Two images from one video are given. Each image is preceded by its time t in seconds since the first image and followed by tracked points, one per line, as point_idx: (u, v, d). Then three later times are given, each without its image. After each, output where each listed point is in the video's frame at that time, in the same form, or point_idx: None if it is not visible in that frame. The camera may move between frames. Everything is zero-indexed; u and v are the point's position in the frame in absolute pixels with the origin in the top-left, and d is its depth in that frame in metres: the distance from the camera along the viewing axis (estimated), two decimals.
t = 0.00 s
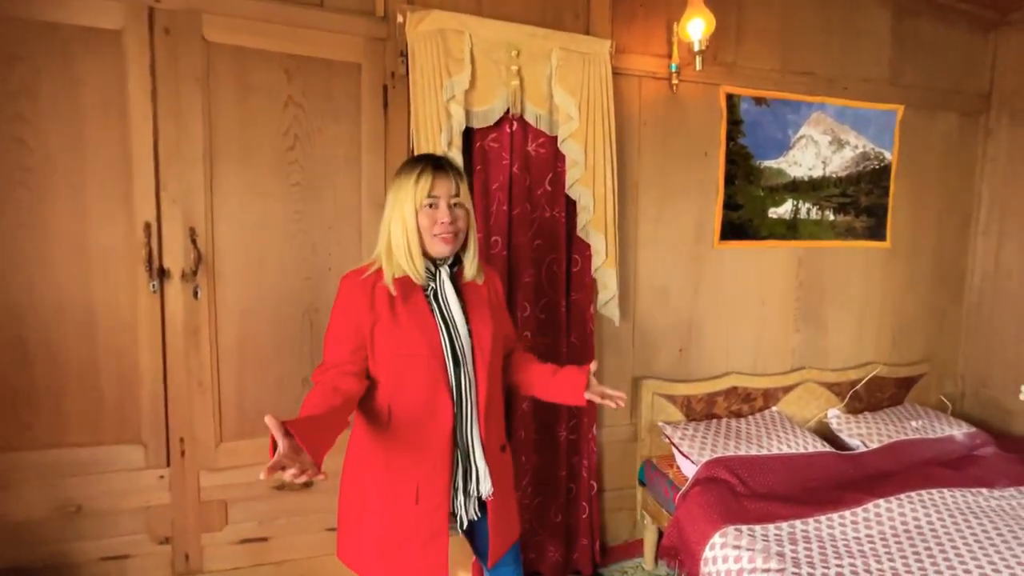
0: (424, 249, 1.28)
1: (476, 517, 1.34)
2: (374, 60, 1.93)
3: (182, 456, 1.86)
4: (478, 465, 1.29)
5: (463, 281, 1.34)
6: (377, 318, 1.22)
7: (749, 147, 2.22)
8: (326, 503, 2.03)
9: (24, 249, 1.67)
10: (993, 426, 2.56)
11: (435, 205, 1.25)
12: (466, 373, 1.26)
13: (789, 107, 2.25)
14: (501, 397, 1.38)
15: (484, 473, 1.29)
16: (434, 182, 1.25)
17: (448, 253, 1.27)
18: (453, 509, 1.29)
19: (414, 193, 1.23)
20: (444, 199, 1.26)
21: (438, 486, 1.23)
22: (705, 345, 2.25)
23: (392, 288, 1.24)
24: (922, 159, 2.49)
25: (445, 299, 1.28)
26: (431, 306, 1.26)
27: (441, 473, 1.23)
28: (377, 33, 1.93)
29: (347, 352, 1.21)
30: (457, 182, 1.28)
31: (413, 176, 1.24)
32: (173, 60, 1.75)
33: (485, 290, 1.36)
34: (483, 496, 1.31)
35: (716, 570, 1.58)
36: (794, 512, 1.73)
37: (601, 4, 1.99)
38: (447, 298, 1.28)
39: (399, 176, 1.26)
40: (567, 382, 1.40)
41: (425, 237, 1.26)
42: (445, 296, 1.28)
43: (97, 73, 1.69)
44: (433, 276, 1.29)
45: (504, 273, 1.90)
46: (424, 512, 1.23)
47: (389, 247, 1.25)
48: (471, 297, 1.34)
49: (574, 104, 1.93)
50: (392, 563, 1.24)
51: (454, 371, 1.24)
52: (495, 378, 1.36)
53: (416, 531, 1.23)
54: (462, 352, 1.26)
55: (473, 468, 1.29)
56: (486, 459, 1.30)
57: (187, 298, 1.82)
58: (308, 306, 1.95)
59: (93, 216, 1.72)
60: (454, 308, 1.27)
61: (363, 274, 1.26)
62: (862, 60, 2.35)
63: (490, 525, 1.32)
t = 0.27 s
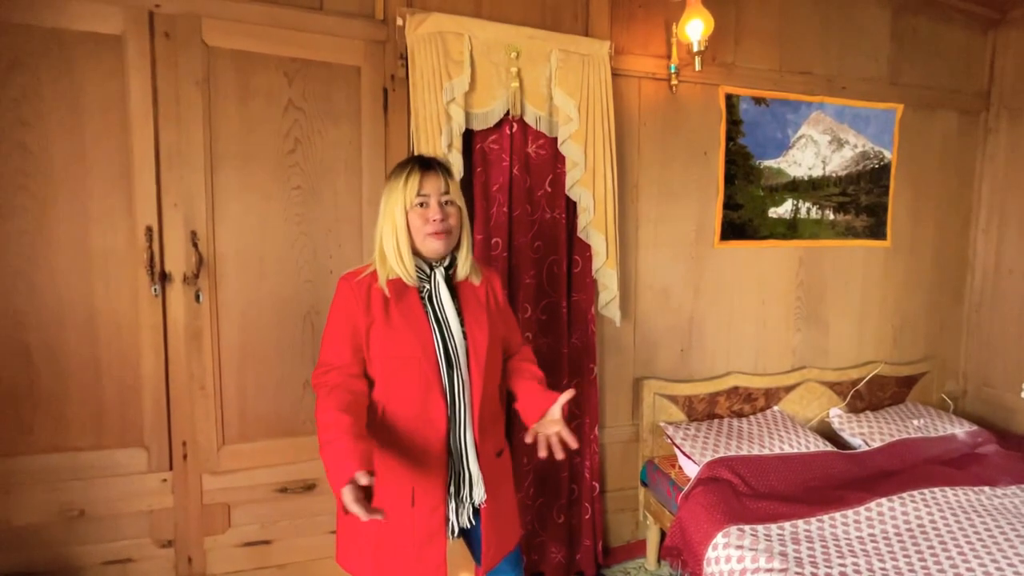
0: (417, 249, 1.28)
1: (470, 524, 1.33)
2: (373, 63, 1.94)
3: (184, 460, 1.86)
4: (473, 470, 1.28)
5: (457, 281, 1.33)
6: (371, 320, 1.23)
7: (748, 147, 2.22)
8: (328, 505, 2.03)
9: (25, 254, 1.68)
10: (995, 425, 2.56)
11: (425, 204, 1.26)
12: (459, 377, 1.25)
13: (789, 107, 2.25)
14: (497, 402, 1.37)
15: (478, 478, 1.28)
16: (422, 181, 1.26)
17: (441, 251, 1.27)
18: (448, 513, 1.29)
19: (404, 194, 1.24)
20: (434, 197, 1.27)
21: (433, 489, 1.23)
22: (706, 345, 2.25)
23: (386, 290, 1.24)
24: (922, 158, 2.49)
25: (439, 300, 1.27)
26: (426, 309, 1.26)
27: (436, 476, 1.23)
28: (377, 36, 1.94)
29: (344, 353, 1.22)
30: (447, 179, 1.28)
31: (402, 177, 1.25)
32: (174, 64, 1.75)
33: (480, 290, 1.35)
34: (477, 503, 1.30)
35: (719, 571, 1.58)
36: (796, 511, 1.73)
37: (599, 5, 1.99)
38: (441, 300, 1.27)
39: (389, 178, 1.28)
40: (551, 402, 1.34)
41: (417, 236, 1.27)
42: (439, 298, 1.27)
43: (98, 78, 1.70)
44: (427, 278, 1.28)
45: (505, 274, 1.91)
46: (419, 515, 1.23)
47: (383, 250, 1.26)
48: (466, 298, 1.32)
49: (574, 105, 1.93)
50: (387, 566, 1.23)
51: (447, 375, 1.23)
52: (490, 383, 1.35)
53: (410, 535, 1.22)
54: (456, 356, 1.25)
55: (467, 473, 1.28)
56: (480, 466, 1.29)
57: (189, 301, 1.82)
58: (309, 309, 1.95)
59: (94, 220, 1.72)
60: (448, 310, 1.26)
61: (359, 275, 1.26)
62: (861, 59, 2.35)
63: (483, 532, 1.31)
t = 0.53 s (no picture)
0: (410, 253, 1.31)
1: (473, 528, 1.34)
2: (373, 67, 1.95)
3: (186, 465, 1.86)
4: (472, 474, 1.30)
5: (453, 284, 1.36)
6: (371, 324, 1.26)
7: (747, 148, 2.22)
8: (330, 509, 2.03)
9: (28, 260, 1.69)
10: (997, 424, 2.55)
11: (412, 206, 1.29)
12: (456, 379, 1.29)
13: (787, 108, 2.25)
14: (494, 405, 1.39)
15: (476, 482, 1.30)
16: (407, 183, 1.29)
17: (431, 251, 1.30)
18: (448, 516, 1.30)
19: (389, 199, 1.28)
20: (420, 198, 1.29)
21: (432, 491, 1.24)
22: (707, 347, 2.25)
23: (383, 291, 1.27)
24: (921, 158, 2.49)
25: (437, 303, 1.30)
26: (425, 311, 1.29)
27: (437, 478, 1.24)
28: (377, 41, 1.95)
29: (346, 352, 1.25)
30: (431, 179, 1.31)
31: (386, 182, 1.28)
32: (174, 71, 1.76)
33: (476, 292, 1.38)
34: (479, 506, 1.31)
35: (721, 573, 1.58)
36: (797, 513, 1.72)
37: (597, 8, 2.00)
38: (438, 302, 1.30)
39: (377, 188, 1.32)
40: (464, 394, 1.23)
41: (408, 238, 1.29)
42: (436, 300, 1.30)
43: (99, 85, 1.71)
44: (423, 281, 1.32)
45: (505, 277, 1.91)
46: (419, 518, 1.24)
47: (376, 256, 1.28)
48: (462, 300, 1.35)
49: (573, 108, 1.93)
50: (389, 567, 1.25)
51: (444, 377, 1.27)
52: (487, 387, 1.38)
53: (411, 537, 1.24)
54: (453, 357, 1.28)
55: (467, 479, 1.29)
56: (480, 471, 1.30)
57: (190, 307, 1.83)
58: (309, 313, 1.96)
59: (96, 226, 1.73)
60: (445, 312, 1.29)
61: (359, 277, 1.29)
62: (860, 60, 2.35)
63: (481, 538, 1.32)
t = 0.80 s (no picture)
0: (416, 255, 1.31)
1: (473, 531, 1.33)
2: (372, 69, 1.95)
3: (187, 467, 1.86)
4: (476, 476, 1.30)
5: (458, 286, 1.35)
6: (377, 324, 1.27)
7: (747, 149, 2.22)
8: (330, 511, 2.03)
9: (28, 263, 1.69)
10: (998, 425, 2.54)
11: (417, 206, 1.29)
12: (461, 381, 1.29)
13: (787, 109, 2.25)
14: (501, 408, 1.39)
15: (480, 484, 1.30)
16: (413, 184, 1.30)
17: (437, 253, 1.29)
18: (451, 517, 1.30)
19: (394, 200, 1.29)
20: (425, 199, 1.29)
21: (436, 492, 1.24)
22: (708, 348, 2.25)
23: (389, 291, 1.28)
24: (921, 158, 2.49)
25: (442, 305, 1.31)
26: (431, 312, 1.29)
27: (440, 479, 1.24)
28: (377, 43, 1.95)
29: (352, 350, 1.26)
30: (437, 180, 1.31)
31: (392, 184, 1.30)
32: (174, 73, 1.76)
33: (483, 295, 1.38)
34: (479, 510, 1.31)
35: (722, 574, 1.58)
36: (799, 514, 1.72)
37: (597, 10, 2.00)
38: (443, 305, 1.30)
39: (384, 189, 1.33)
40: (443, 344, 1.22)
41: (413, 240, 1.29)
42: (442, 303, 1.31)
43: (99, 87, 1.71)
44: (429, 282, 1.32)
45: (505, 278, 1.91)
46: (423, 519, 1.24)
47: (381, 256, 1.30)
48: (468, 302, 1.36)
49: (572, 110, 1.93)
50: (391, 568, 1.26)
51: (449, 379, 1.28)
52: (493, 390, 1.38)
53: (414, 537, 1.24)
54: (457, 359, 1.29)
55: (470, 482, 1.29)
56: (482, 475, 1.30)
57: (191, 309, 1.83)
58: (309, 315, 1.96)
59: (96, 229, 1.73)
60: (450, 314, 1.30)
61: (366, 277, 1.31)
62: (860, 60, 2.35)
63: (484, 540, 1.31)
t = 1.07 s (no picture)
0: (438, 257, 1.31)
1: (481, 532, 1.34)
2: (372, 69, 1.95)
3: (186, 467, 1.86)
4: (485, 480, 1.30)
5: (478, 288, 1.34)
6: (391, 323, 1.26)
7: (747, 149, 2.22)
8: (330, 511, 2.02)
9: (27, 262, 1.68)
10: (998, 425, 2.54)
11: (448, 212, 1.29)
12: (473, 384, 1.29)
13: (787, 109, 2.25)
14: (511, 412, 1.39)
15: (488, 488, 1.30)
16: (445, 189, 1.29)
17: (462, 260, 1.30)
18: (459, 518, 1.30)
19: (426, 201, 1.28)
20: (456, 206, 1.29)
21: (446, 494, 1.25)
22: (708, 348, 2.25)
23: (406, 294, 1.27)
24: (921, 158, 2.49)
25: (459, 307, 1.30)
26: (447, 315, 1.28)
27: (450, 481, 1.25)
28: (377, 43, 1.95)
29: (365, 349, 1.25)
30: (471, 188, 1.31)
31: (424, 183, 1.28)
32: (174, 73, 1.76)
33: (500, 297, 1.36)
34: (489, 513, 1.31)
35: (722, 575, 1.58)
36: (799, 515, 1.72)
37: (597, 10, 2.00)
38: (461, 306, 1.29)
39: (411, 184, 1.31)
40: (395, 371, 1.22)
41: (439, 244, 1.29)
42: (459, 305, 1.30)
43: (99, 86, 1.71)
44: (447, 283, 1.31)
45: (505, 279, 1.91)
46: (432, 520, 1.25)
47: (404, 256, 1.28)
48: (486, 304, 1.34)
49: (573, 110, 1.93)
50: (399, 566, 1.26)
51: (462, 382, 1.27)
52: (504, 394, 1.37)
53: (422, 538, 1.25)
54: (471, 363, 1.28)
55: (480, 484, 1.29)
56: (491, 477, 1.30)
57: (191, 309, 1.83)
58: (309, 315, 1.96)
59: (96, 228, 1.73)
60: (467, 316, 1.29)
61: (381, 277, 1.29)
62: (860, 60, 2.35)
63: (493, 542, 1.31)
